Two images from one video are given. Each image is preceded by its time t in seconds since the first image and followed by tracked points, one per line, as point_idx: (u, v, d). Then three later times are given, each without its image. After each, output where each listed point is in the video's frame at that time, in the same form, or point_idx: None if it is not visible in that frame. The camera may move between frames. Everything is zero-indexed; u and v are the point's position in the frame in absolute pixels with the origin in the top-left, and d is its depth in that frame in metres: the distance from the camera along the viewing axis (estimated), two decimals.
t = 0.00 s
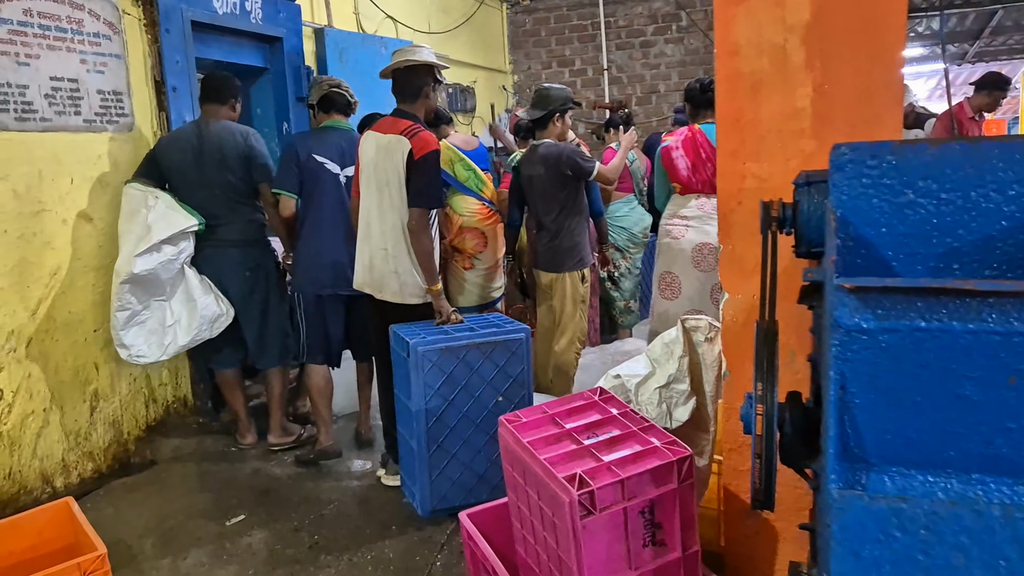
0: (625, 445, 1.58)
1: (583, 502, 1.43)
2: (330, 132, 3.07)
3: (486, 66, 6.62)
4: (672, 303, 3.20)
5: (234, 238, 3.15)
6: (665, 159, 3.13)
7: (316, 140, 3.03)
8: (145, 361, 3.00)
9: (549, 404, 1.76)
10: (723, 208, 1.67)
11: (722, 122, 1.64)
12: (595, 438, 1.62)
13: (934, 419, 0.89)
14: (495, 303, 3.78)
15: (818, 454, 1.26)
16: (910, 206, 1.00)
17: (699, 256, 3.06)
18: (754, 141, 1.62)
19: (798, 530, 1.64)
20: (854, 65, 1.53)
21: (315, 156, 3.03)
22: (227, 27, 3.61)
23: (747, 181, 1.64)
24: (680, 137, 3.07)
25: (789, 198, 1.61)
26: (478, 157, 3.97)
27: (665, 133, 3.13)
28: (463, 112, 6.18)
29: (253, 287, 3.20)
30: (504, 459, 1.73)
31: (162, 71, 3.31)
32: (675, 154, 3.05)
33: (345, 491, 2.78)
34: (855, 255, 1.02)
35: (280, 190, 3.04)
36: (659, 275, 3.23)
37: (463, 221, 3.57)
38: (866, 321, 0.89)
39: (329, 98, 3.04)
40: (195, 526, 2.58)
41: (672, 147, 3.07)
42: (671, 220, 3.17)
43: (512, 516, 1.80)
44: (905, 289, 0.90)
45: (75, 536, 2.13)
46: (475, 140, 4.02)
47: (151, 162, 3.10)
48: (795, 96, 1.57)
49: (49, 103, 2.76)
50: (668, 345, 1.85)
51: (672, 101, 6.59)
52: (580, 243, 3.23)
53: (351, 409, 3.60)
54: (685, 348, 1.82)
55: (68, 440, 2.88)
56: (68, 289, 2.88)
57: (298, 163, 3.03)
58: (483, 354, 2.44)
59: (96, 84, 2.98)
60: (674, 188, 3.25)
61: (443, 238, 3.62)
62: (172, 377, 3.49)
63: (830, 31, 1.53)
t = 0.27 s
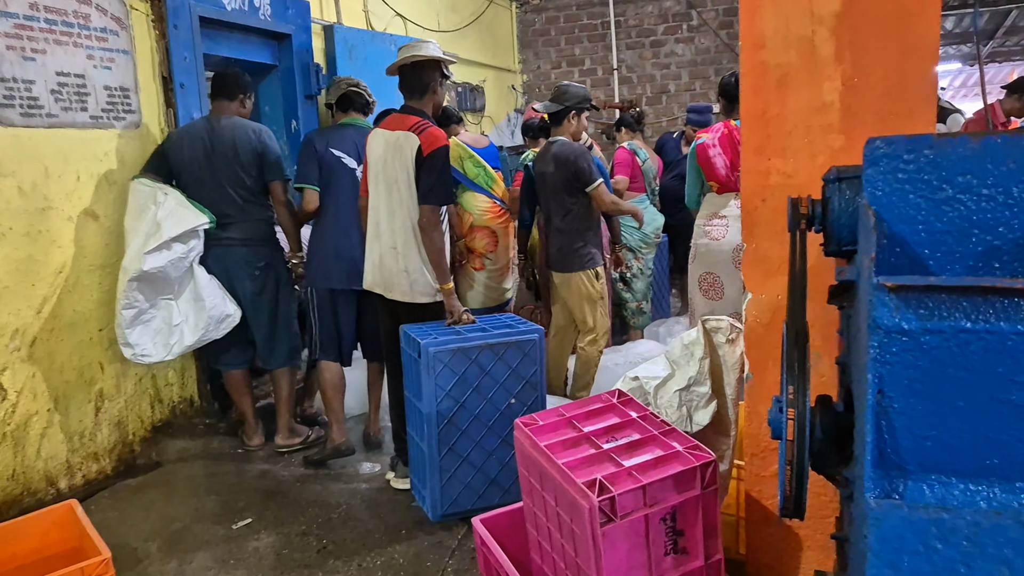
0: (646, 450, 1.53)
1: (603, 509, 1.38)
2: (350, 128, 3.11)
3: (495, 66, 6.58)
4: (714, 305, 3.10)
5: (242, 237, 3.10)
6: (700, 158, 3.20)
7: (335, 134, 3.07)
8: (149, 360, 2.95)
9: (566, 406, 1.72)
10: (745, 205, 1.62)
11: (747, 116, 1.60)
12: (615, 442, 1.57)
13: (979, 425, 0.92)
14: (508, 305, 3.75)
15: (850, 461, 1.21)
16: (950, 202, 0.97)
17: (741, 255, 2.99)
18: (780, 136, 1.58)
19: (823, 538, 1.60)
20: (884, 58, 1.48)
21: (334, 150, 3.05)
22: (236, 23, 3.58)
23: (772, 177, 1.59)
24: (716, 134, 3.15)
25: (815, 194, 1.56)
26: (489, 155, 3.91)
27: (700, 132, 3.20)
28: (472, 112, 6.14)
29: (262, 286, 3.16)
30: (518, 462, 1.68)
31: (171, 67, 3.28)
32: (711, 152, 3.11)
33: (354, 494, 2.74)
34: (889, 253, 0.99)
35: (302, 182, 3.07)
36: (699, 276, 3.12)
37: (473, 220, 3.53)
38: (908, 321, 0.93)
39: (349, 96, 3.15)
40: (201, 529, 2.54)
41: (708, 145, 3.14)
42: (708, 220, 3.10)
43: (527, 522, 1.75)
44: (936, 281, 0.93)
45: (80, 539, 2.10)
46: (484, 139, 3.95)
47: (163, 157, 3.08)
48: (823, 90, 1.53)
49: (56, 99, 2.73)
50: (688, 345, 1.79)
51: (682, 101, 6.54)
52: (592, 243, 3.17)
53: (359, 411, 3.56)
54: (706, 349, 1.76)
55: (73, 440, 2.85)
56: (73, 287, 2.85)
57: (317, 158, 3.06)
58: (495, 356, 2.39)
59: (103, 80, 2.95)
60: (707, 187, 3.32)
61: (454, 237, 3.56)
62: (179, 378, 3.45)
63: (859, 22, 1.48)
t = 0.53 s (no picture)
0: (654, 461, 1.46)
1: (610, 525, 1.31)
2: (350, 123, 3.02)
3: (494, 62, 6.49)
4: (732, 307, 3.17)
5: (234, 236, 3.01)
6: (718, 155, 3.16)
7: (329, 131, 2.97)
8: (135, 360, 2.87)
9: (569, 414, 1.66)
10: (757, 204, 1.55)
11: (760, 111, 1.52)
12: (621, 453, 1.50)
13: (1014, 440, 0.87)
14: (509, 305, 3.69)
15: (874, 477, 1.14)
16: (979, 202, 0.94)
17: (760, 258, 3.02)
18: (794, 132, 1.50)
19: (838, 554, 1.53)
20: (905, 49, 1.41)
21: (332, 144, 2.96)
22: (230, 17, 3.49)
23: (785, 175, 1.52)
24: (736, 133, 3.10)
25: (831, 192, 1.49)
26: (487, 151, 3.82)
27: (719, 129, 3.15)
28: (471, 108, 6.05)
29: (256, 286, 3.07)
30: (521, 474, 1.61)
31: (163, 61, 3.20)
32: (730, 150, 3.08)
33: (349, 500, 2.67)
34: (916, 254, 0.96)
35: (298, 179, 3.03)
36: (718, 277, 3.19)
37: (472, 217, 3.45)
38: (941, 331, 0.88)
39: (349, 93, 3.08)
40: (192, 538, 2.47)
41: (728, 144, 3.10)
42: (727, 223, 3.11)
43: (529, 535, 1.67)
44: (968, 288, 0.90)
45: (64, 549, 2.03)
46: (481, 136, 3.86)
47: (153, 151, 2.99)
48: (840, 84, 1.45)
49: (43, 93, 2.65)
50: (697, 350, 1.72)
51: (684, 99, 6.46)
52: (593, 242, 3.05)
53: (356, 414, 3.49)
54: (716, 355, 1.70)
55: (61, 445, 2.77)
56: (61, 287, 2.77)
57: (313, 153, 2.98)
58: (496, 359, 2.32)
59: (92, 74, 2.87)
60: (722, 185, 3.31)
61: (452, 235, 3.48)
62: (171, 380, 3.37)
63: (880, 12, 1.41)
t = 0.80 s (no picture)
0: (666, 472, 1.41)
1: (624, 542, 1.26)
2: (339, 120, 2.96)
3: (487, 55, 6.41)
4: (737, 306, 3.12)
5: (223, 234, 2.93)
6: (721, 153, 3.10)
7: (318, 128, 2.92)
8: (121, 362, 2.79)
9: (576, 422, 1.61)
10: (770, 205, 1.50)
11: (775, 109, 1.47)
12: (632, 464, 1.45)
13: None
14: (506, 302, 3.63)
15: (902, 494, 1.10)
16: (1008, 209, 1.01)
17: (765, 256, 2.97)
18: (810, 131, 1.45)
19: (853, 566, 1.49)
20: (927, 45, 1.36)
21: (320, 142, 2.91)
22: (219, 9, 3.40)
23: (801, 176, 1.47)
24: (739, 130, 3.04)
25: (849, 194, 1.44)
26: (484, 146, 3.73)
27: (721, 126, 3.10)
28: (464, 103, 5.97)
29: (246, 287, 2.99)
30: (528, 485, 1.56)
31: (150, 55, 3.11)
32: (733, 147, 3.03)
33: (345, 505, 2.61)
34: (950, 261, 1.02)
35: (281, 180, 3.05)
36: (723, 276, 3.14)
37: (463, 216, 3.38)
38: (982, 345, 0.90)
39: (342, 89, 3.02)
40: (182, 545, 2.41)
41: (731, 140, 3.04)
42: (730, 220, 3.06)
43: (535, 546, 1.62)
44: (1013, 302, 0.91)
45: (50, 561, 1.95)
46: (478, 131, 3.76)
47: (140, 146, 2.90)
48: (859, 81, 1.40)
49: (25, 87, 2.56)
50: (708, 355, 1.70)
51: (678, 93, 6.40)
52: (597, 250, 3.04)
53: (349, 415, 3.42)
54: (726, 361, 1.68)
55: (46, 449, 2.69)
56: (45, 288, 2.69)
57: (305, 152, 2.95)
58: (495, 362, 2.26)
59: (76, 68, 2.78)
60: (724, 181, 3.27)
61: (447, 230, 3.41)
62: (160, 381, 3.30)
63: (901, 6, 1.36)
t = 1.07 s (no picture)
0: (680, 473, 1.35)
1: (641, 548, 1.19)
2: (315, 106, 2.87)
3: (468, 42, 6.29)
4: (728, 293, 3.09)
5: (204, 223, 2.82)
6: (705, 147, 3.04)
7: (293, 115, 2.83)
8: (94, 356, 2.67)
9: (581, 420, 1.55)
10: (786, 195, 1.44)
11: (793, 94, 1.41)
12: (643, 465, 1.38)
13: None
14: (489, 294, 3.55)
15: (937, 497, 1.05)
16: None
17: (751, 244, 2.93)
18: (830, 117, 1.39)
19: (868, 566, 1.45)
20: (954, 29, 1.30)
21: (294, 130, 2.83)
22: None
23: (819, 164, 1.41)
24: (722, 125, 2.97)
25: (868, 184, 1.38)
26: (473, 135, 3.65)
27: (705, 121, 3.04)
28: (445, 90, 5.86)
29: (226, 279, 2.87)
30: (531, 485, 1.49)
31: (124, 36, 2.97)
32: (717, 141, 2.97)
33: (333, 503, 2.53)
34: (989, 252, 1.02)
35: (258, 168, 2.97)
36: (713, 261, 3.11)
37: (447, 207, 3.32)
38: None
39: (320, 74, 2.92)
40: (164, 547, 2.31)
41: (714, 135, 2.98)
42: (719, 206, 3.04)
43: (538, 549, 1.56)
44: None
45: (26, 568, 1.85)
46: (468, 119, 3.68)
47: (116, 134, 2.79)
48: (882, 65, 1.35)
49: None
50: (718, 351, 1.63)
51: (661, 81, 6.34)
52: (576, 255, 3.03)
53: (333, 409, 3.34)
54: (736, 357, 1.63)
55: (19, 447, 2.57)
56: (16, 279, 2.55)
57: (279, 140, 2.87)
58: (489, 357, 2.19)
59: (47, 48, 2.64)
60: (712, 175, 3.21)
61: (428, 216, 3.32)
62: (136, 375, 3.18)
63: None
